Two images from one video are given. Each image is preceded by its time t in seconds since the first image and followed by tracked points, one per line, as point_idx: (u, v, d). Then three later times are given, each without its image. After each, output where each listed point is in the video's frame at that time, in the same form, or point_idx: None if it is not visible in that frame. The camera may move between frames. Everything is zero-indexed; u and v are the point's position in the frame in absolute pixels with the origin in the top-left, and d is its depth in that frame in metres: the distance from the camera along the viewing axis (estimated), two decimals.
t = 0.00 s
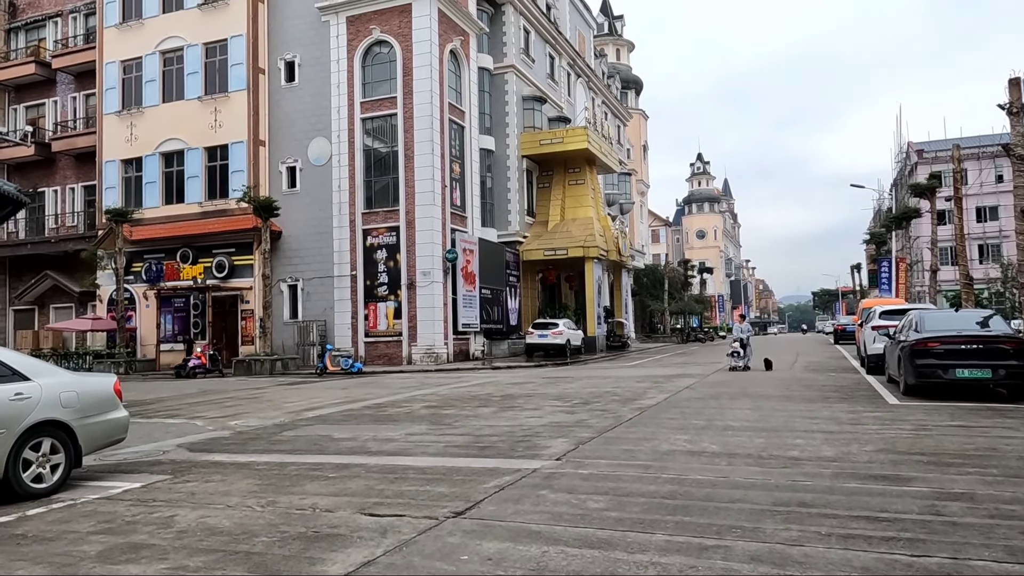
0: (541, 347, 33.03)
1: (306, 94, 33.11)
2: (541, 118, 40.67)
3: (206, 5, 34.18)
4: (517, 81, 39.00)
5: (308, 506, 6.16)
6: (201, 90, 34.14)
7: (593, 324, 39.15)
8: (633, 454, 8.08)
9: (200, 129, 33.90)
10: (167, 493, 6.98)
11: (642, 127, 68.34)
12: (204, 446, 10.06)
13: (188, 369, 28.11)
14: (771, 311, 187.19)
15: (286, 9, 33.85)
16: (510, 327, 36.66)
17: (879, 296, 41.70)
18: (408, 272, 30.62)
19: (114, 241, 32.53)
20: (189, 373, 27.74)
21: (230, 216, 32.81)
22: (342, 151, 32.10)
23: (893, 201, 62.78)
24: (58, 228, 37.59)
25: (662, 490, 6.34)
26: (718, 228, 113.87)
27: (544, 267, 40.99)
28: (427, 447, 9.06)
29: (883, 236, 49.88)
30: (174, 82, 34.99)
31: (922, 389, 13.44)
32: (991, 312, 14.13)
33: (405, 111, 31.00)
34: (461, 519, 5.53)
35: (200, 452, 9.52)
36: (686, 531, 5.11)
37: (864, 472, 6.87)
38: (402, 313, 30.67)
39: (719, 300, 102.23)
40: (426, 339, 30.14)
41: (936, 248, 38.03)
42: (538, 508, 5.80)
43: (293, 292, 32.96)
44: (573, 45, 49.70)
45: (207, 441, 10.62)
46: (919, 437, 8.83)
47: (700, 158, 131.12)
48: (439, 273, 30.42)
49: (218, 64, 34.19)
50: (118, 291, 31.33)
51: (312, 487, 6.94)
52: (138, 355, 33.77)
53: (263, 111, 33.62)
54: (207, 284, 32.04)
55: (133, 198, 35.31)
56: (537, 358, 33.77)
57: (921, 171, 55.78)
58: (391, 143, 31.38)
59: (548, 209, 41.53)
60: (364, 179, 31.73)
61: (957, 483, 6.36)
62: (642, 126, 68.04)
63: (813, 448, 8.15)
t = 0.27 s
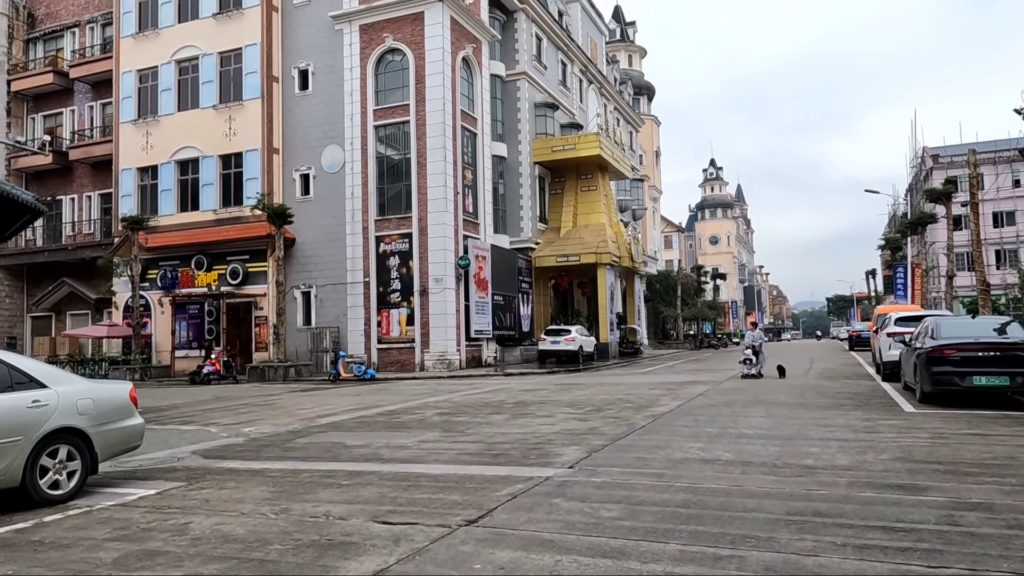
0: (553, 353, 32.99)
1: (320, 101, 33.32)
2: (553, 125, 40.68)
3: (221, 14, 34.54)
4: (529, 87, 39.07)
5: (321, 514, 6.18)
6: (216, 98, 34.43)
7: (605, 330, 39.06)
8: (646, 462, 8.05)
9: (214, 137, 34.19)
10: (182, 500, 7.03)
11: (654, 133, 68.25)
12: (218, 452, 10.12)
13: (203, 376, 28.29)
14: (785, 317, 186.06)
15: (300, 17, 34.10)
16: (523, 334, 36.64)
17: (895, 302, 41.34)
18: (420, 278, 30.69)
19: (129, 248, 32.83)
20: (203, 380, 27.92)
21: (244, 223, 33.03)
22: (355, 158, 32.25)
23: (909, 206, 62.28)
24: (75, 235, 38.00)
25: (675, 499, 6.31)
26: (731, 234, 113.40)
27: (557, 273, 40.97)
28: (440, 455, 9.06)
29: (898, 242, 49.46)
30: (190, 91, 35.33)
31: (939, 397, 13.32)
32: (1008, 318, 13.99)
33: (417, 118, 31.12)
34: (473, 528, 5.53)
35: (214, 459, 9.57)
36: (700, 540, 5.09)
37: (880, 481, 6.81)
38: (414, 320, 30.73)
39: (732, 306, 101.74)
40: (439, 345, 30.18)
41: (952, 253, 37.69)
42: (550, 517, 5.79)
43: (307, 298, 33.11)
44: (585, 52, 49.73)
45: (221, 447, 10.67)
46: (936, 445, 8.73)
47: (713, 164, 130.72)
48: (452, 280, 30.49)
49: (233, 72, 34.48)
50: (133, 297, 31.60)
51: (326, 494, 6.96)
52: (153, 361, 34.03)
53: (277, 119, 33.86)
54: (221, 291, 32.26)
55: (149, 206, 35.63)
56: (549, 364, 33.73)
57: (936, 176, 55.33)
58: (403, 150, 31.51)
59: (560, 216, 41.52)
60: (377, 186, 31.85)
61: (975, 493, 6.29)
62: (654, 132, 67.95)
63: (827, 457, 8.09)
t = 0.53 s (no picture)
0: (565, 360, 32.92)
1: (332, 110, 33.51)
2: (564, 132, 40.70)
3: (235, 24, 34.85)
4: (541, 95, 39.13)
5: (334, 522, 6.19)
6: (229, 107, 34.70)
7: (617, 337, 38.96)
8: (659, 470, 8.01)
9: (228, 145, 34.44)
10: (195, 508, 7.06)
11: (666, 140, 68.15)
12: (231, 460, 10.16)
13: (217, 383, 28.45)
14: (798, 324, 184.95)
15: (312, 27, 34.35)
16: (535, 341, 36.62)
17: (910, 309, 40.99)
18: (432, 286, 30.76)
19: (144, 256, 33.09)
20: (217, 387, 28.07)
21: (257, 231, 33.22)
22: (367, 166, 32.39)
23: (924, 212, 61.81)
24: (91, 244, 38.37)
25: (688, 508, 6.28)
26: (743, 240, 112.92)
27: (568, 280, 40.95)
28: (451, 463, 9.06)
29: (912, 249, 49.12)
30: (204, 100, 35.65)
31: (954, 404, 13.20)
32: None
33: (429, 126, 31.24)
34: (485, 537, 5.52)
35: (227, 466, 9.61)
36: (713, 549, 5.06)
37: (895, 491, 6.74)
38: (426, 327, 30.79)
39: (745, 313, 101.21)
40: (450, 353, 30.21)
41: (968, 260, 37.37)
42: (562, 526, 5.77)
43: (319, 306, 33.25)
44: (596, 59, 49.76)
45: (234, 455, 10.72)
46: (952, 454, 8.63)
47: (725, 171, 130.34)
48: (463, 287, 30.54)
49: (246, 81, 34.75)
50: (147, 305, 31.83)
51: (338, 502, 6.97)
52: (166, 368, 34.24)
53: (290, 127, 34.07)
54: (234, 299, 32.46)
55: (163, 214, 35.92)
56: (561, 371, 33.67)
57: (951, 182, 54.88)
58: (415, 158, 31.63)
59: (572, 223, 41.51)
60: (389, 194, 31.98)
61: (992, 503, 6.22)
62: (665, 138, 67.85)
63: (842, 466, 8.02)
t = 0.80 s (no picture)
0: (576, 368, 32.86)
1: (344, 119, 33.71)
2: (575, 140, 40.74)
3: (248, 34, 35.14)
4: (551, 103, 39.19)
5: (345, 530, 6.19)
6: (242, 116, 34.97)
7: (628, 345, 38.86)
8: (670, 479, 7.97)
9: (241, 154, 34.70)
10: (207, 515, 7.08)
11: (677, 147, 68.07)
12: (242, 468, 10.19)
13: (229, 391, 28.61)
14: (811, 331, 183.84)
15: (324, 37, 34.59)
16: (546, 348, 36.59)
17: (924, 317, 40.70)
18: (443, 293, 30.82)
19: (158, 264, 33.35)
20: (229, 395, 28.19)
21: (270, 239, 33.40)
22: (378, 175, 32.52)
23: (937, 219, 61.37)
24: (105, 252, 38.69)
25: (699, 518, 6.24)
26: (755, 247, 112.46)
27: (579, 287, 40.91)
28: (462, 471, 9.04)
29: (926, 256, 48.78)
30: (217, 110, 35.95)
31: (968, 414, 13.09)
32: None
33: (440, 134, 31.37)
34: (495, 545, 5.51)
35: (239, 474, 9.63)
36: (726, 559, 5.03)
37: (910, 500, 6.67)
38: (437, 335, 30.82)
39: (757, 321, 100.72)
40: (461, 360, 30.24)
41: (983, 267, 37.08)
42: (574, 535, 5.75)
43: (331, 313, 33.36)
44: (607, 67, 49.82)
45: (245, 463, 10.75)
46: (968, 463, 8.54)
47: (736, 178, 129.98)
48: (474, 295, 30.58)
49: (259, 91, 35.01)
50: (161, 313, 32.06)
51: (349, 510, 6.97)
52: (179, 375, 34.44)
53: (302, 136, 34.29)
54: (247, 307, 32.66)
55: (177, 223, 36.19)
56: (572, 379, 33.60)
57: (965, 189, 54.48)
58: (426, 166, 31.75)
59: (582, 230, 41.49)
60: (400, 202, 32.09)
61: (1008, 513, 6.14)
62: (676, 145, 67.76)
63: (856, 475, 7.95)
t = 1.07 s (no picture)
0: (587, 376, 32.75)
1: (355, 128, 33.87)
2: (585, 148, 40.77)
3: (260, 44, 35.42)
4: (561, 111, 39.26)
5: (354, 539, 6.20)
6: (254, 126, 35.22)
7: (639, 353, 38.79)
8: (681, 488, 7.93)
9: (253, 164, 34.93)
10: (218, 524, 7.10)
11: (687, 155, 67.98)
12: (253, 476, 10.22)
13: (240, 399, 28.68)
14: (823, 338, 182.81)
15: (335, 47, 34.80)
16: (556, 356, 36.56)
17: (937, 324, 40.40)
18: (453, 302, 30.86)
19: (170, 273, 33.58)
20: (240, 403, 28.28)
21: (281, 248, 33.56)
22: (388, 184, 32.62)
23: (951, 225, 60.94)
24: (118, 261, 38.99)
25: (710, 528, 6.20)
26: (766, 255, 112.04)
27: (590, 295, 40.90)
28: (472, 480, 9.03)
29: (939, 263, 48.38)
30: (229, 120, 36.22)
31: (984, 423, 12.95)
32: None
33: (450, 143, 31.46)
34: (505, 555, 5.49)
35: (250, 482, 9.66)
36: (737, 570, 5.00)
37: (924, 511, 6.61)
38: (447, 343, 30.86)
39: (769, 328, 100.25)
40: (472, 368, 30.24)
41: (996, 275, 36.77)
42: (583, 544, 5.74)
43: (342, 321, 33.46)
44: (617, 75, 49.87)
45: (256, 471, 10.78)
46: (983, 473, 8.45)
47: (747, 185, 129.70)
48: (485, 303, 30.59)
49: (270, 101, 35.26)
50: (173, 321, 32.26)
51: (359, 519, 6.98)
52: (191, 383, 34.62)
53: (313, 145, 34.47)
54: (258, 315, 32.82)
55: (189, 232, 36.45)
56: (583, 387, 33.54)
57: (978, 196, 54.07)
58: (436, 175, 31.86)
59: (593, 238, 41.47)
60: (410, 211, 32.19)
61: None
62: (687, 153, 67.70)
63: (869, 484, 7.88)
